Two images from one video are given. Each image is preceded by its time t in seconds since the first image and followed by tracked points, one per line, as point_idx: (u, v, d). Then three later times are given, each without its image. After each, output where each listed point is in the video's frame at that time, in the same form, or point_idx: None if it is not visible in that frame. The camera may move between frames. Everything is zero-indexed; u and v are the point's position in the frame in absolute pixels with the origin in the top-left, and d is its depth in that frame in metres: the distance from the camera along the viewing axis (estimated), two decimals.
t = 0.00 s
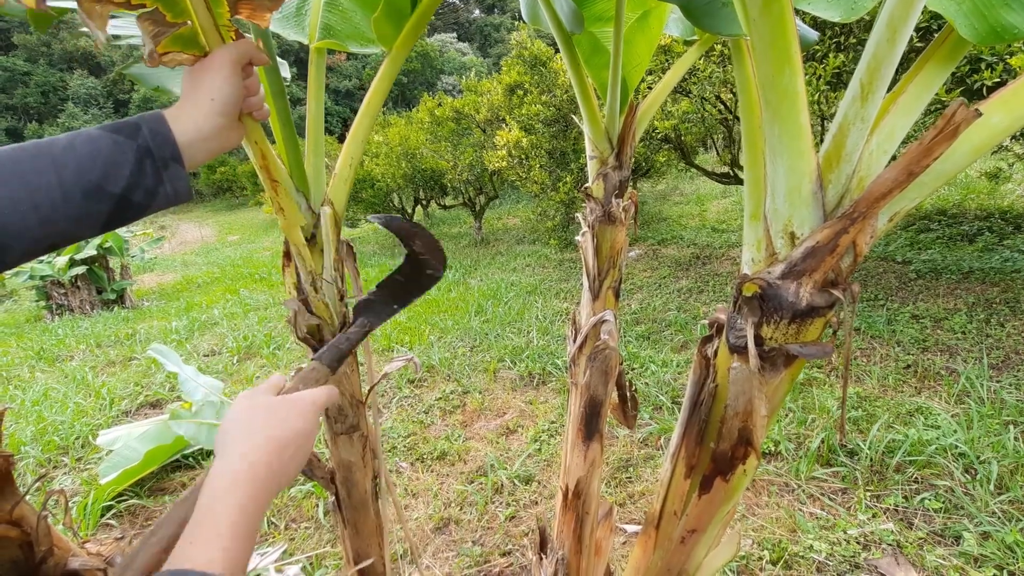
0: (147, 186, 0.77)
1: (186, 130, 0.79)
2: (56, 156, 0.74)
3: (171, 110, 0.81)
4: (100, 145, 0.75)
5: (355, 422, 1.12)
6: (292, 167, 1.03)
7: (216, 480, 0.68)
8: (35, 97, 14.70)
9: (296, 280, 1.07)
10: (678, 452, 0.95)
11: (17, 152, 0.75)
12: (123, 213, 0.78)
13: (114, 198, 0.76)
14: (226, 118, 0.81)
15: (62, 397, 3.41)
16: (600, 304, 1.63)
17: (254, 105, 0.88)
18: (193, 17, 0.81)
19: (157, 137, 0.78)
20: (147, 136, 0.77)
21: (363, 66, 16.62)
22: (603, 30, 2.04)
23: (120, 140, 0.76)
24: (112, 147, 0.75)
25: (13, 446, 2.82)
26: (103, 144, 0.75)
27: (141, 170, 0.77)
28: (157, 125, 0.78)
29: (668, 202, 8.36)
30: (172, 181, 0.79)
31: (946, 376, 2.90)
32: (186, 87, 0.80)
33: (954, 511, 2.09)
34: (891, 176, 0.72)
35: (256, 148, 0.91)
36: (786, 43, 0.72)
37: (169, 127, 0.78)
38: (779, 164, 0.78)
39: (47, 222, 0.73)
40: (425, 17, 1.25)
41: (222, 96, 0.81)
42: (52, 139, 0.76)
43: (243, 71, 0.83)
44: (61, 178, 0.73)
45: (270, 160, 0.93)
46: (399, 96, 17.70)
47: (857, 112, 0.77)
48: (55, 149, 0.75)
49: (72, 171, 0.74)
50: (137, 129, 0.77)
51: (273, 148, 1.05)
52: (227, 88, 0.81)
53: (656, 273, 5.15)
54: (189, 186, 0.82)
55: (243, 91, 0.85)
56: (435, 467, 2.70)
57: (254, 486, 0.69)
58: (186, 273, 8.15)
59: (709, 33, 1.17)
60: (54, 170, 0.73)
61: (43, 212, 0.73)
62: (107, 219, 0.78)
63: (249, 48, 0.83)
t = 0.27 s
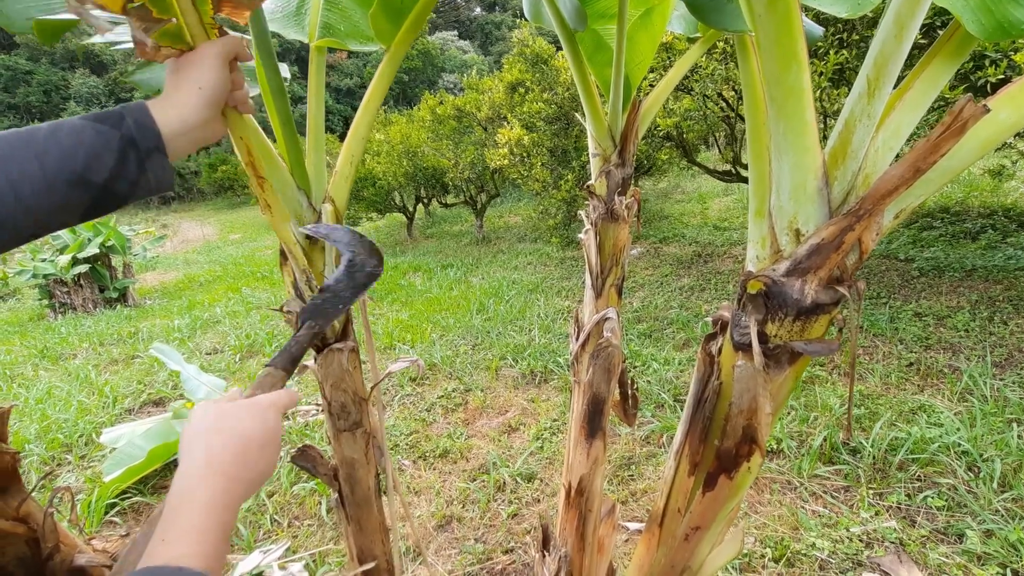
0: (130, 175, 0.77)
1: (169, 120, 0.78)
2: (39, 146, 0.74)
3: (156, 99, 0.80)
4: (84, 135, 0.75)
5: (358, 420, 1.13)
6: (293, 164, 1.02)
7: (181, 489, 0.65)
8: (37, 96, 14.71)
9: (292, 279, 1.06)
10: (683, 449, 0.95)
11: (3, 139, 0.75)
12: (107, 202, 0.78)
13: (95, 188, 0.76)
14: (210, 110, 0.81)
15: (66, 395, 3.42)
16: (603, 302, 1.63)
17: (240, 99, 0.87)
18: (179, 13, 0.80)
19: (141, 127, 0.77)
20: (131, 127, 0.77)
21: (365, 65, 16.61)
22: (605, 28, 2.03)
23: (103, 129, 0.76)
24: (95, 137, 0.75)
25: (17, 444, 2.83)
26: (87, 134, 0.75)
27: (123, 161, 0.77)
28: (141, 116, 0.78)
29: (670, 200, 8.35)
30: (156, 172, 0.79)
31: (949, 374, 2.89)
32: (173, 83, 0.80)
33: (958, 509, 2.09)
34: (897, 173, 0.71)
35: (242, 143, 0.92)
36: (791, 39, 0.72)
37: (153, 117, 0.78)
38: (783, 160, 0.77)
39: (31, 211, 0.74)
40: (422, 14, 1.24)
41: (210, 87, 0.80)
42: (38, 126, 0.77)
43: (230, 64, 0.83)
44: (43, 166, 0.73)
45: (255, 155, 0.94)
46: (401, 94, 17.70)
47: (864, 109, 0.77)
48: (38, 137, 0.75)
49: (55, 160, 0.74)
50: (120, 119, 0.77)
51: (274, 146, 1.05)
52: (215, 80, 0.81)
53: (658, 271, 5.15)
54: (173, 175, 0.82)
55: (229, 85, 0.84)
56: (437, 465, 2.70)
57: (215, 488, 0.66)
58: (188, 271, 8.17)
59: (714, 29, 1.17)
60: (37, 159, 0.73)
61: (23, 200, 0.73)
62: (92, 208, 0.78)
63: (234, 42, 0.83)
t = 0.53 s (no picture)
0: (150, 180, 0.78)
1: (189, 122, 0.78)
2: (58, 152, 0.75)
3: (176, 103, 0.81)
4: (103, 140, 0.76)
5: (363, 418, 1.13)
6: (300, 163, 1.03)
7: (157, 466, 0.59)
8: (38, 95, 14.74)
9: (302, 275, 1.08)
10: (687, 446, 0.95)
11: (21, 146, 0.75)
12: (126, 208, 0.79)
13: (117, 193, 0.76)
14: (233, 113, 0.80)
15: (69, 393, 3.43)
16: (605, 301, 1.63)
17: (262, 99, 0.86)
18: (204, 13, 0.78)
19: (161, 131, 0.78)
20: (151, 131, 0.77)
21: (365, 63, 16.62)
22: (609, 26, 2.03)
23: (123, 135, 0.76)
24: (116, 142, 0.76)
25: (20, 442, 2.84)
26: (107, 140, 0.76)
27: (144, 165, 0.77)
28: (161, 120, 0.78)
29: (671, 198, 8.34)
30: (176, 176, 0.79)
31: (951, 372, 2.89)
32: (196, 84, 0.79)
33: (959, 507, 2.09)
34: (902, 171, 0.72)
35: (261, 144, 0.91)
36: (798, 38, 0.72)
37: (173, 121, 0.78)
38: (788, 159, 0.78)
39: (50, 217, 0.74)
40: (428, 14, 1.25)
41: (233, 90, 0.80)
42: (56, 132, 0.77)
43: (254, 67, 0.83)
44: (63, 173, 0.74)
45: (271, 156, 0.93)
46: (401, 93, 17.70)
47: (869, 108, 0.77)
48: (57, 143, 0.76)
49: (76, 167, 0.74)
50: (140, 124, 0.78)
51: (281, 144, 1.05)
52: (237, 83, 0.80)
53: (659, 269, 5.15)
54: (192, 180, 0.82)
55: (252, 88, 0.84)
56: (439, 463, 2.71)
57: (193, 462, 0.61)
58: (189, 270, 8.18)
59: (719, 27, 1.17)
60: (56, 165, 0.74)
61: (43, 207, 0.73)
62: (111, 214, 0.78)
63: (257, 43, 0.82)
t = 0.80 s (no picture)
0: (161, 182, 0.77)
1: (202, 125, 0.78)
2: (69, 152, 0.74)
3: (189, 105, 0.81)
4: (115, 142, 0.75)
5: (366, 416, 1.13)
6: (302, 161, 1.02)
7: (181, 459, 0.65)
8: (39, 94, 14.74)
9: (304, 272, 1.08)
10: (690, 444, 0.95)
11: (33, 146, 0.75)
12: (136, 209, 0.78)
13: (127, 194, 0.76)
14: (248, 118, 0.80)
15: (71, 391, 3.43)
16: (608, 298, 1.63)
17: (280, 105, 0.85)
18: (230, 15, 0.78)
19: (174, 134, 0.77)
20: (163, 133, 0.77)
21: (366, 61, 16.60)
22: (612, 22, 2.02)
23: (135, 136, 0.76)
24: (127, 144, 0.75)
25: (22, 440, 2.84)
26: (118, 141, 0.75)
27: (155, 167, 0.77)
28: (173, 121, 0.78)
29: (672, 196, 8.33)
30: (187, 179, 0.79)
31: (953, 370, 2.89)
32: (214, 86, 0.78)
33: (962, 505, 2.08)
34: (909, 166, 0.71)
35: (267, 145, 0.89)
36: (807, 34, 0.71)
37: (185, 123, 0.78)
38: (794, 156, 0.77)
39: (60, 218, 0.74)
40: (431, 11, 1.24)
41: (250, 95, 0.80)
42: (67, 132, 0.77)
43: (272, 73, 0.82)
44: (74, 173, 0.73)
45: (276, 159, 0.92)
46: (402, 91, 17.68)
47: (876, 102, 0.76)
48: (69, 143, 0.75)
49: (87, 168, 0.74)
50: (152, 126, 0.77)
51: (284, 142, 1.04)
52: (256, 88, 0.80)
53: (660, 267, 5.14)
54: (203, 183, 0.82)
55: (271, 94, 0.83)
56: (441, 461, 2.71)
57: (214, 451, 0.66)
58: (190, 269, 8.18)
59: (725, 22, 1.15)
60: (67, 166, 0.73)
61: (53, 208, 0.73)
62: (121, 215, 0.78)
63: (278, 50, 0.82)
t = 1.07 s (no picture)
0: (169, 173, 0.77)
1: (204, 115, 0.77)
2: (80, 147, 0.74)
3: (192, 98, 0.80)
4: (123, 135, 0.75)
5: (366, 416, 1.12)
6: (299, 157, 1.01)
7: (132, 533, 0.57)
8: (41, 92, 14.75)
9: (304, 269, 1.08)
10: (693, 445, 0.95)
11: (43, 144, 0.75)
12: (146, 201, 0.78)
13: (138, 186, 0.76)
14: (244, 111, 0.79)
15: (73, 389, 3.44)
16: (610, 296, 1.63)
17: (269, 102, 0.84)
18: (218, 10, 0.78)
19: (177, 125, 0.77)
20: (168, 125, 0.77)
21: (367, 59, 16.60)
22: (613, 18, 2.02)
23: (141, 129, 0.76)
24: (134, 136, 0.75)
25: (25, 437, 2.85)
26: (126, 134, 0.75)
27: (162, 158, 0.77)
28: (176, 114, 0.77)
29: (674, 194, 8.31)
30: (193, 168, 0.79)
31: (955, 368, 2.88)
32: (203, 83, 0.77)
33: (965, 504, 2.07)
34: (917, 163, 0.70)
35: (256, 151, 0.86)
36: (810, 27, 0.71)
37: (188, 114, 0.77)
38: (801, 152, 0.77)
39: (74, 212, 0.73)
40: (428, 6, 1.23)
41: (244, 88, 0.79)
42: (75, 129, 0.77)
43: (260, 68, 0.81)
44: (85, 167, 0.73)
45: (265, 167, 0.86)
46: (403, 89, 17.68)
47: (884, 98, 0.75)
48: (78, 139, 0.75)
49: (97, 161, 0.74)
50: (157, 118, 0.77)
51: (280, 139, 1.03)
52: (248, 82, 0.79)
53: (662, 265, 5.13)
54: (209, 174, 0.82)
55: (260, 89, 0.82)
56: (442, 459, 2.71)
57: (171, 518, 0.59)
58: (192, 267, 8.18)
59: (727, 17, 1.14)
60: (79, 160, 0.73)
61: (69, 200, 0.73)
62: (132, 208, 0.78)
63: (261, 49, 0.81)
